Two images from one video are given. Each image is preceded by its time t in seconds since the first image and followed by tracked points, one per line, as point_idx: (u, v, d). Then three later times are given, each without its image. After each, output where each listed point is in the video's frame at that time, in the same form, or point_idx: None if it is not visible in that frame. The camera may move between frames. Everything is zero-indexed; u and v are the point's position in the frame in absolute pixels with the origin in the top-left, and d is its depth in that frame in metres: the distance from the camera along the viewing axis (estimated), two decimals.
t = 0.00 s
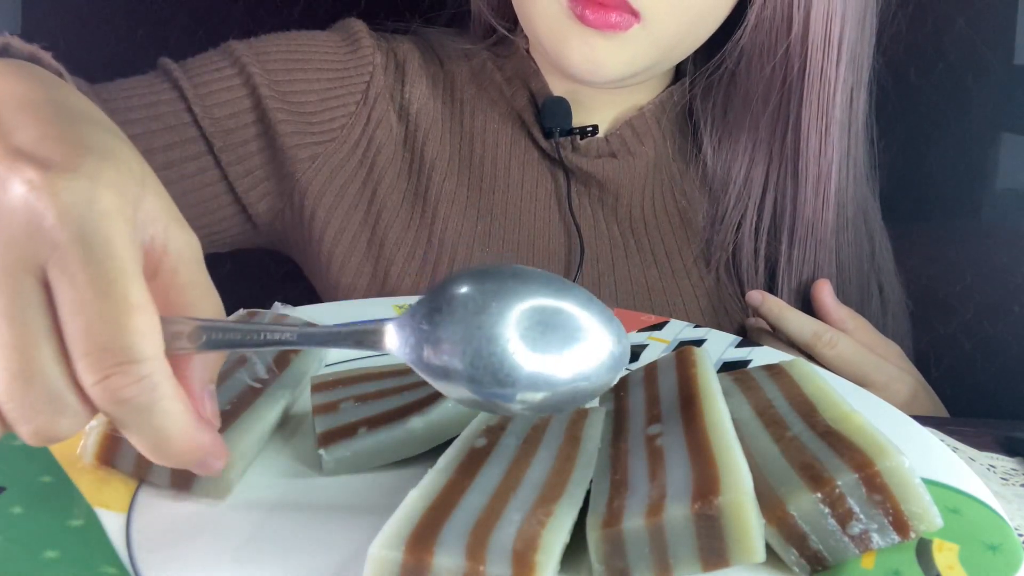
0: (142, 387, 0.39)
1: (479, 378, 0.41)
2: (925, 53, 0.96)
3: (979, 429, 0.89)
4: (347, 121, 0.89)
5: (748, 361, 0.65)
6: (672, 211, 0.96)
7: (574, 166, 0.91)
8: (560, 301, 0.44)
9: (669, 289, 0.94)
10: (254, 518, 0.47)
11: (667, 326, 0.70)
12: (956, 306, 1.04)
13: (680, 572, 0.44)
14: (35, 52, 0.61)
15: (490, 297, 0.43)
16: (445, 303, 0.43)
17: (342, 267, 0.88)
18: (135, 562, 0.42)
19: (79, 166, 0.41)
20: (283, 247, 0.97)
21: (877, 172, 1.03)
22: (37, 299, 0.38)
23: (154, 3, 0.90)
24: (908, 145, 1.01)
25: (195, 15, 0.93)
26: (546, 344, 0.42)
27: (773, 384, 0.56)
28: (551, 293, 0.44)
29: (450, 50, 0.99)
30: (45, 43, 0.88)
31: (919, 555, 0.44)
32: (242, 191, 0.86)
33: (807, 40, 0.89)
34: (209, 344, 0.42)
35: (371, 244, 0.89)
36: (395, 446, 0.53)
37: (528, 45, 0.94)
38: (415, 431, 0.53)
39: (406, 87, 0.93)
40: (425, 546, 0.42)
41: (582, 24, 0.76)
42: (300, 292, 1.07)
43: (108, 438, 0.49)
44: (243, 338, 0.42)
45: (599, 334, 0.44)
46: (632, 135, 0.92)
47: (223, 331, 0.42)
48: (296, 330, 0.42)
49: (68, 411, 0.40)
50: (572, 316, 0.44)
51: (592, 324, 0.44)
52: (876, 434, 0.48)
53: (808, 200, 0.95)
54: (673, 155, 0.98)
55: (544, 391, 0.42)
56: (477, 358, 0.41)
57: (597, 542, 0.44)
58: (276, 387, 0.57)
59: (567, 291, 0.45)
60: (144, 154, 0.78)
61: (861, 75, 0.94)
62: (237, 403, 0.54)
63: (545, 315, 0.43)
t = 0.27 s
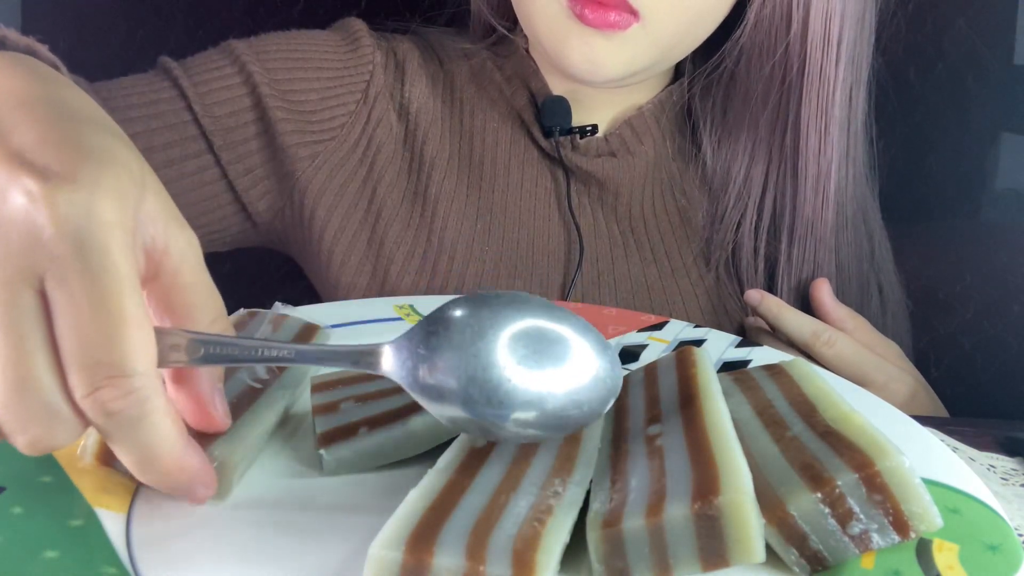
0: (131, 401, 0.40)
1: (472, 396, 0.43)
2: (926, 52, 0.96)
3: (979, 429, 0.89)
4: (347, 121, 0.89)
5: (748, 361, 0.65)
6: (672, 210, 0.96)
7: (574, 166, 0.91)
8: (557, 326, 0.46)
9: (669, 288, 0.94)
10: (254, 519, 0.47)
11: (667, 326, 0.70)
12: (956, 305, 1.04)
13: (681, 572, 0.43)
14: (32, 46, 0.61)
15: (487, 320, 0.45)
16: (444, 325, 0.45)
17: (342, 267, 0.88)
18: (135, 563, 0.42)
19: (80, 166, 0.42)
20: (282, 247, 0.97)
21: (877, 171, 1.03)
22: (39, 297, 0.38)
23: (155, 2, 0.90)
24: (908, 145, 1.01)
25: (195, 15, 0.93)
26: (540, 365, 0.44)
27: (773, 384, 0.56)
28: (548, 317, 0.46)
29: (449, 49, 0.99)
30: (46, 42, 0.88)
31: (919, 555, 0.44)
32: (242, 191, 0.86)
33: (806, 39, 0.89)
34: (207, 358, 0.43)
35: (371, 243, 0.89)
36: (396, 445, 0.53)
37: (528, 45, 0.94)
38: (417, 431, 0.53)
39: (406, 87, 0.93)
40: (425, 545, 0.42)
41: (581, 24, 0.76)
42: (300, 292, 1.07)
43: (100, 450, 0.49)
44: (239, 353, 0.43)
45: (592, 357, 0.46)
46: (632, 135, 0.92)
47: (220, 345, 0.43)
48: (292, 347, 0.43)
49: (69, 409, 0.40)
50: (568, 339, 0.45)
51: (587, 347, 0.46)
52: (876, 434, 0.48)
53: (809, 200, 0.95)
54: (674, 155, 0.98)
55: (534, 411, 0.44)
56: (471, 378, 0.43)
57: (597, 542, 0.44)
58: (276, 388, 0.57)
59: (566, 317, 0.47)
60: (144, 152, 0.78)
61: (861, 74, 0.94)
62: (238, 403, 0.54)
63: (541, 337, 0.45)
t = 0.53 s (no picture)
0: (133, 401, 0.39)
1: (480, 379, 0.43)
2: (927, 52, 0.96)
3: (979, 428, 0.89)
4: (348, 121, 0.89)
5: (748, 361, 0.65)
6: (672, 209, 0.96)
7: (574, 166, 0.91)
8: (565, 307, 0.45)
9: (668, 288, 0.94)
10: (254, 519, 0.47)
11: (667, 326, 0.70)
12: (957, 305, 1.04)
13: (680, 572, 0.43)
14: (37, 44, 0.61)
15: (495, 301, 0.44)
16: (450, 306, 0.44)
17: (342, 267, 0.88)
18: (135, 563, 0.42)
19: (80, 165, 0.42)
20: (282, 247, 0.97)
21: (877, 171, 1.03)
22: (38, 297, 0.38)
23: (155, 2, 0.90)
24: (909, 145, 1.01)
25: (196, 15, 0.93)
26: (548, 349, 0.44)
27: (773, 384, 0.56)
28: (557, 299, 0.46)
29: (449, 49, 0.99)
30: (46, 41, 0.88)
31: (919, 555, 0.44)
32: (241, 191, 0.86)
33: (807, 39, 0.89)
34: (212, 342, 0.43)
35: (371, 243, 0.89)
36: (397, 445, 0.53)
37: (528, 45, 0.94)
38: (417, 432, 0.53)
39: (406, 87, 0.93)
40: (425, 545, 0.42)
41: (582, 23, 0.76)
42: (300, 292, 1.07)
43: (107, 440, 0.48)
44: (244, 335, 0.43)
45: (601, 340, 0.45)
46: (632, 134, 0.92)
47: (224, 329, 0.43)
48: (301, 329, 0.43)
49: (68, 410, 0.40)
50: (577, 321, 0.45)
51: (595, 330, 0.46)
52: (876, 434, 0.48)
53: (809, 199, 0.95)
54: (674, 155, 0.98)
55: (542, 395, 0.43)
56: (479, 360, 0.43)
57: (597, 542, 0.44)
58: (276, 388, 0.57)
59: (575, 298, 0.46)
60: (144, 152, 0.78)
61: (861, 74, 0.94)
62: (238, 404, 0.54)
63: (549, 320, 0.45)
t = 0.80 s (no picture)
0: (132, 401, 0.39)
1: (471, 371, 0.43)
2: (927, 52, 0.96)
3: (979, 428, 0.89)
4: (347, 121, 0.89)
5: (748, 361, 0.65)
6: (671, 209, 0.96)
7: (573, 166, 0.91)
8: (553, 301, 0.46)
9: (668, 288, 0.94)
10: (254, 518, 0.47)
11: (667, 326, 0.70)
12: (957, 305, 1.04)
13: (680, 572, 0.43)
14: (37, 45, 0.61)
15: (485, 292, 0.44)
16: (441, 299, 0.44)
17: (341, 267, 0.88)
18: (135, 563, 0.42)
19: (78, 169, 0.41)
20: (282, 247, 0.97)
21: (876, 171, 1.03)
22: (37, 297, 0.38)
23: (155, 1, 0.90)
24: (909, 145, 1.01)
25: (196, 15, 0.93)
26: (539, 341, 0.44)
27: (773, 384, 0.56)
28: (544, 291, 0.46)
29: (448, 48, 0.99)
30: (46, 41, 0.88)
31: (919, 555, 0.44)
32: (240, 191, 0.86)
33: (806, 39, 0.89)
34: (203, 331, 0.43)
35: (371, 243, 0.89)
36: (397, 445, 0.53)
37: (528, 45, 0.94)
38: (417, 432, 0.53)
39: (406, 87, 0.93)
40: (425, 545, 0.42)
41: (582, 23, 0.76)
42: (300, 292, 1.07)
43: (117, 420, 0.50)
44: (235, 325, 0.42)
45: (589, 334, 0.46)
46: (632, 134, 0.92)
47: (215, 319, 0.43)
48: (293, 318, 0.42)
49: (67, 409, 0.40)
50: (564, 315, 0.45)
51: (583, 323, 0.46)
52: (876, 434, 0.48)
53: (808, 199, 0.95)
54: (673, 155, 0.98)
55: (531, 388, 0.44)
56: (470, 353, 0.43)
57: (597, 542, 0.44)
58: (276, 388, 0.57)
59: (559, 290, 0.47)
60: (143, 152, 0.78)
61: (861, 74, 0.94)
62: (238, 404, 0.54)
63: (539, 312, 0.45)
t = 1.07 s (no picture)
0: (132, 402, 0.39)
1: (489, 378, 0.42)
2: (926, 52, 0.96)
3: (979, 428, 0.89)
4: (346, 122, 0.89)
5: (748, 361, 0.65)
6: (670, 210, 0.96)
7: (573, 167, 0.91)
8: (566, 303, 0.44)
9: (667, 288, 0.94)
10: (254, 519, 0.47)
11: (667, 327, 0.70)
12: (957, 306, 1.04)
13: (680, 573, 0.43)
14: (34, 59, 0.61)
15: (499, 299, 0.43)
16: (453, 309, 0.43)
17: (341, 268, 0.88)
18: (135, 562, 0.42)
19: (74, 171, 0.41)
20: (281, 248, 0.97)
21: (875, 171, 1.04)
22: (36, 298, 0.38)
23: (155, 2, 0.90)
24: (908, 146, 1.01)
25: (196, 15, 0.93)
26: (557, 348, 0.43)
27: (773, 384, 0.56)
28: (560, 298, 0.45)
29: (447, 49, 0.99)
30: (46, 42, 0.88)
31: (919, 555, 0.44)
32: (239, 192, 0.86)
33: (804, 39, 0.89)
34: (212, 341, 0.42)
35: (370, 243, 0.89)
36: (397, 446, 0.53)
37: (527, 46, 0.94)
38: (418, 432, 0.53)
39: (405, 88, 0.93)
40: (426, 546, 0.42)
41: (581, 24, 0.76)
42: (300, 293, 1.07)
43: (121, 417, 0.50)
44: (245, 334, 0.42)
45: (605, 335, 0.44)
46: (631, 135, 0.92)
47: (224, 328, 0.42)
48: (308, 328, 0.42)
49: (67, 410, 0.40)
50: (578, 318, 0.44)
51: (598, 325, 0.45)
52: (876, 434, 0.48)
53: (807, 199, 0.95)
54: (672, 156, 0.98)
55: (550, 397, 0.42)
56: (489, 359, 0.42)
57: (597, 542, 0.44)
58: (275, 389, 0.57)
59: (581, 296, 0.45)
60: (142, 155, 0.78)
61: (859, 74, 0.94)
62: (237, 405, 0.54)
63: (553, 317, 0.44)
